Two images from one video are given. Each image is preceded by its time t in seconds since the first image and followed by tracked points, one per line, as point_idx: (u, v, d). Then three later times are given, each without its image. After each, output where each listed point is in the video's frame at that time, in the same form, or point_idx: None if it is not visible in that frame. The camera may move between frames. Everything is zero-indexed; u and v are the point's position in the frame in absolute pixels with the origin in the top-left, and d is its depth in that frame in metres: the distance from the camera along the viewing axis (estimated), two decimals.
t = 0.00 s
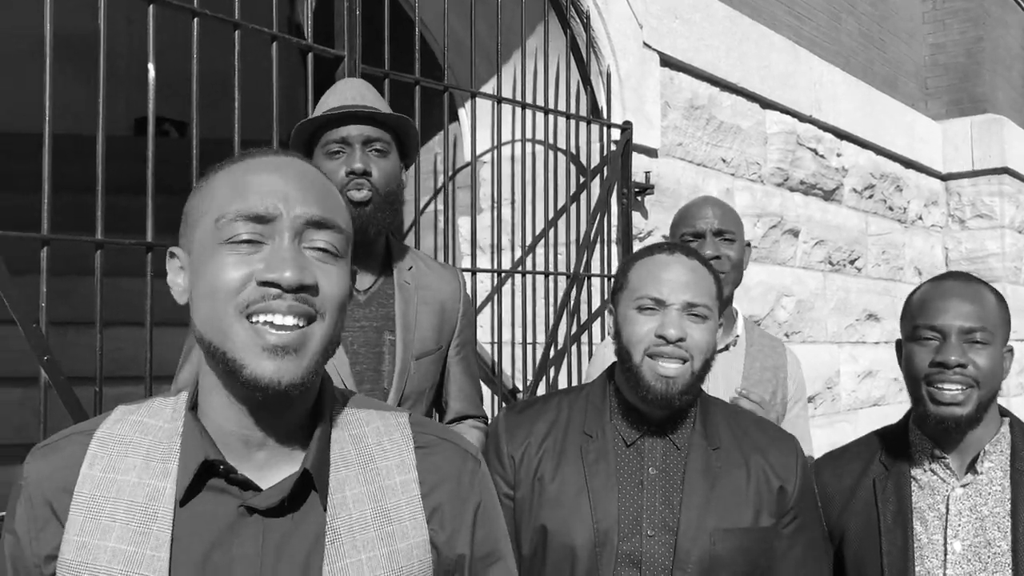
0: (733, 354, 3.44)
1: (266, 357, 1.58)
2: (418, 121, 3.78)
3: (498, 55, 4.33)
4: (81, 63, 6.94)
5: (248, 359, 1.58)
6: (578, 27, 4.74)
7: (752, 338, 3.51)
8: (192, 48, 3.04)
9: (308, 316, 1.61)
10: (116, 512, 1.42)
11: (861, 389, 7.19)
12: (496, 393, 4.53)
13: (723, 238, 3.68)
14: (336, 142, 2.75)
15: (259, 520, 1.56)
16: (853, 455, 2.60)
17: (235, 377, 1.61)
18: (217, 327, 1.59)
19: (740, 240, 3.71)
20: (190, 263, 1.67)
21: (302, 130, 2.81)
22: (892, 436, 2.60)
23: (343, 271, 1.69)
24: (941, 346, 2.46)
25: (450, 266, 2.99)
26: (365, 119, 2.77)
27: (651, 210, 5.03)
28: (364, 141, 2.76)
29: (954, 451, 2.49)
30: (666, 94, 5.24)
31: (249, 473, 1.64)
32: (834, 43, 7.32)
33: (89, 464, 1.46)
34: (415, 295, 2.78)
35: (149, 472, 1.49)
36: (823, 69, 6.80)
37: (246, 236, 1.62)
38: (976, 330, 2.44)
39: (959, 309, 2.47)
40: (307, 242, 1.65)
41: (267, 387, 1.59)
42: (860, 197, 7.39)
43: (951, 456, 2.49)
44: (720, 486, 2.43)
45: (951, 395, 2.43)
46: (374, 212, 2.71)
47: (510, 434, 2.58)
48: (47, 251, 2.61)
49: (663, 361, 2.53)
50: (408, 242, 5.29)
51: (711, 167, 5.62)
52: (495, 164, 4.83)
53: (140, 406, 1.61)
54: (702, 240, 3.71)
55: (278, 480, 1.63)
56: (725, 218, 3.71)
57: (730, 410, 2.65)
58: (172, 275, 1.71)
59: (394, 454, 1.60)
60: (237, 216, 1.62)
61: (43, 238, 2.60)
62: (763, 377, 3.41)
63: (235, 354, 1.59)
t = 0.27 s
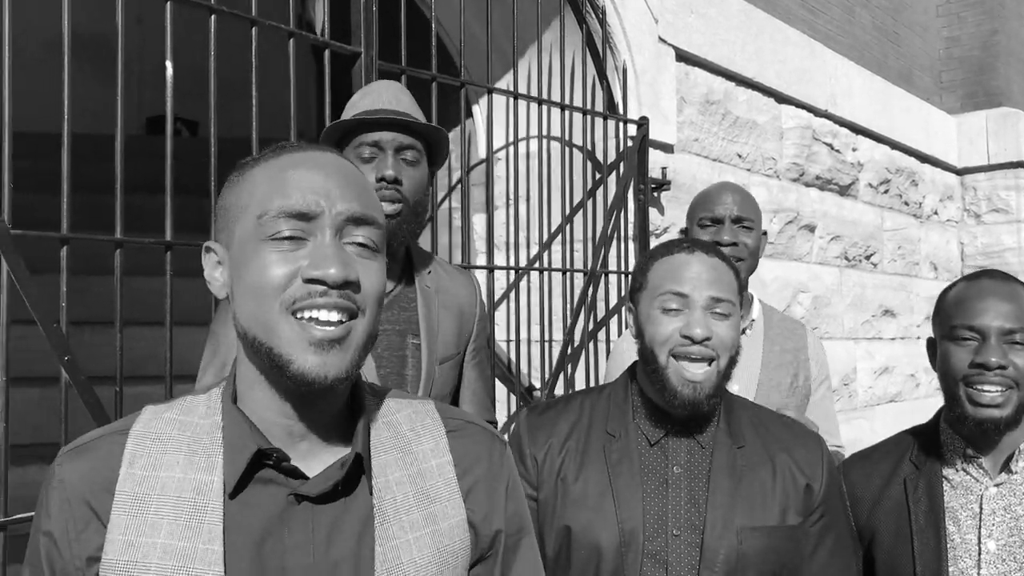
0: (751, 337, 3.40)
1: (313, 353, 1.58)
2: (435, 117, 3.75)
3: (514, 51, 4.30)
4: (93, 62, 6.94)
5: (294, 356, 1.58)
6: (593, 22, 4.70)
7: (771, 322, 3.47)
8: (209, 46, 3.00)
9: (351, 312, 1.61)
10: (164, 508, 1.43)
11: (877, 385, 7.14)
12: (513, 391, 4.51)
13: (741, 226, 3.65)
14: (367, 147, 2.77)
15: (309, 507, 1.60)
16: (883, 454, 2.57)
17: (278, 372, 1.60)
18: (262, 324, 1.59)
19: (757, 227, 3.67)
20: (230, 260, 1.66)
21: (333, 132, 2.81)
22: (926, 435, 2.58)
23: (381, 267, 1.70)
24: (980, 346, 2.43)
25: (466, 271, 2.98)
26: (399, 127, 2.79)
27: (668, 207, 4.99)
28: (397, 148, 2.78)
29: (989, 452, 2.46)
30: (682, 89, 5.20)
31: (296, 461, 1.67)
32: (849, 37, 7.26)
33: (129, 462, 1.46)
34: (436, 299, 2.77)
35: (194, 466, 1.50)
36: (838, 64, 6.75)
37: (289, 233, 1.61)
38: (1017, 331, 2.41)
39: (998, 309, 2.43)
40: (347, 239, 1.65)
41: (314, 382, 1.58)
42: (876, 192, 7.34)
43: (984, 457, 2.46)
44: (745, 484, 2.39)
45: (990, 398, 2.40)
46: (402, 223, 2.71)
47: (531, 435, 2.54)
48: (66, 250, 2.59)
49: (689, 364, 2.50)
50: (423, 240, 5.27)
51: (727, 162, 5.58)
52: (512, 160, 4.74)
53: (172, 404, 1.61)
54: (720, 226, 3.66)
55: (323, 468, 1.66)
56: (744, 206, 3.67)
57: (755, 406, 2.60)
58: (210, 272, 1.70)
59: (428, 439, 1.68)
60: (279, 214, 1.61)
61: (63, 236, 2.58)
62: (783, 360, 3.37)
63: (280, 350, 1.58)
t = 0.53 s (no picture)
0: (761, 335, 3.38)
1: (326, 361, 1.55)
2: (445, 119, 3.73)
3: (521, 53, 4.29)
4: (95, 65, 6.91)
5: (308, 366, 1.55)
6: (600, 24, 4.69)
7: (779, 321, 3.44)
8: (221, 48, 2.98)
9: (365, 318, 1.57)
10: (198, 518, 1.41)
11: (883, 386, 7.13)
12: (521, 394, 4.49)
13: (745, 228, 3.61)
14: (376, 140, 2.69)
15: (343, 518, 1.57)
16: (906, 459, 2.58)
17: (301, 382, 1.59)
18: (278, 336, 1.57)
19: (760, 228, 3.64)
20: (252, 276, 1.65)
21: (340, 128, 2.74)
22: (950, 437, 2.58)
23: (397, 272, 1.66)
24: (1011, 350, 2.42)
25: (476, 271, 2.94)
26: (405, 116, 2.72)
27: (675, 208, 4.97)
28: (406, 138, 2.70)
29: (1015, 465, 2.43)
30: (688, 90, 5.18)
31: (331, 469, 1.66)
32: (852, 37, 7.25)
33: (162, 471, 1.43)
34: (449, 298, 2.74)
35: (227, 477, 1.48)
36: (842, 63, 6.74)
37: (301, 246, 1.60)
38: None
39: None
40: (360, 246, 1.63)
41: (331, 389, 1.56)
42: (879, 192, 7.33)
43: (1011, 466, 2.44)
44: (766, 487, 2.37)
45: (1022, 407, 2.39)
46: (418, 215, 2.65)
47: (548, 442, 2.52)
48: (80, 256, 2.58)
49: (708, 374, 2.49)
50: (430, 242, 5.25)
51: (733, 163, 5.57)
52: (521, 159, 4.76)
53: (201, 412, 1.58)
54: (724, 228, 3.64)
55: (356, 478, 1.64)
56: (747, 208, 3.64)
57: (773, 410, 2.58)
58: (238, 290, 1.70)
59: (453, 452, 1.65)
60: (289, 227, 1.61)
61: (77, 242, 2.57)
62: (794, 358, 3.34)
63: (295, 361, 1.56)
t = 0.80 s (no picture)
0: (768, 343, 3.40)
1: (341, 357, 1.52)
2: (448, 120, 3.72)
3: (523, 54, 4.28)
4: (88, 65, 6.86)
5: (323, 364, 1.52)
6: (601, 25, 4.69)
7: (787, 326, 3.47)
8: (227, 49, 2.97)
9: (380, 313, 1.54)
10: (216, 515, 1.40)
11: (876, 386, 7.15)
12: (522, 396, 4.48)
13: (756, 231, 3.62)
14: (385, 141, 2.69)
15: (360, 521, 1.54)
16: (915, 460, 2.58)
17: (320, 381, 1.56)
18: (295, 336, 1.55)
19: (771, 232, 3.65)
20: (274, 279, 1.64)
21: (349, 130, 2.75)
22: (959, 437, 2.59)
23: (415, 269, 1.63)
24: (1019, 347, 2.43)
25: (489, 275, 2.94)
26: (414, 116, 2.71)
27: (675, 208, 4.98)
28: (414, 139, 2.70)
29: None
30: (687, 91, 5.18)
31: (348, 472, 1.62)
32: (846, 38, 7.28)
33: (184, 468, 1.43)
34: (460, 300, 2.73)
35: (247, 475, 1.47)
36: (836, 65, 6.76)
37: (319, 244, 1.59)
38: None
39: None
40: (377, 244, 1.61)
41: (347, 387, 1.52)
42: (873, 193, 7.36)
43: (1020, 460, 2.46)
44: (780, 490, 2.36)
45: None
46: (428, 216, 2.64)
47: (560, 445, 2.50)
48: (88, 259, 2.55)
49: (722, 379, 2.47)
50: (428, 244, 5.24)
51: (730, 164, 5.57)
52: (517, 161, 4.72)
53: (229, 412, 1.58)
54: (734, 232, 3.65)
55: (375, 481, 1.60)
56: (757, 211, 3.65)
57: (785, 413, 2.57)
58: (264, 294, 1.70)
59: (481, 458, 1.62)
60: (307, 226, 1.60)
61: (84, 245, 2.54)
62: (802, 363, 3.35)
63: (313, 361, 1.54)
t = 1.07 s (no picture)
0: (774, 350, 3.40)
1: (372, 366, 1.52)
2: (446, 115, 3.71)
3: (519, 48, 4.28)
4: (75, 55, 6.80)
5: (353, 371, 1.52)
6: (597, 20, 4.69)
7: (793, 335, 3.47)
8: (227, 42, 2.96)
9: (412, 324, 1.55)
10: (229, 511, 1.39)
11: (863, 381, 7.20)
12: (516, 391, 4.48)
13: (761, 232, 3.65)
14: (396, 145, 2.71)
15: (368, 515, 1.53)
16: (913, 456, 2.61)
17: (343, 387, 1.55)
18: (326, 340, 1.54)
19: (778, 232, 3.67)
20: (297, 277, 1.63)
21: (360, 130, 2.76)
22: (959, 431, 2.62)
23: (440, 275, 1.64)
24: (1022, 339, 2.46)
25: (495, 271, 2.96)
26: (425, 125, 2.72)
27: (668, 204, 4.99)
28: (424, 147, 2.70)
29: None
30: (680, 87, 5.20)
31: (354, 469, 1.61)
32: (836, 35, 7.31)
33: (200, 464, 1.42)
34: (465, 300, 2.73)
35: (259, 471, 1.45)
36: (827, 62, 6.78)
37: (351, 246, 1.57)
38: None
39: None
40: (406, 250, 1.60)
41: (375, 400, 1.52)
42: (861, 189, 7.40)
43: (1020, 454, 2.49)
44: (782, 486, 2.37)
45: None
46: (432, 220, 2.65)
47: (563, 442, 2.51)
48: (89, 252, 2.54)
49: (731, 375, 2.48)
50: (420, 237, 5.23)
51: (722, 160, 5.59)
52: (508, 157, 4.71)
53: (245, 409, 1.59)
54: (740, 235, 3.68)
55: (383, 477, 1.59)
56: (763, 213, 3.68)
57: (788, 409, 2.59)
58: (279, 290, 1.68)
59: (489, 454, 1.56)
60: (341, 226, 1.58)
61: (86, 238, 2.53)
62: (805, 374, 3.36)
63: (343, 366, 1.53)
